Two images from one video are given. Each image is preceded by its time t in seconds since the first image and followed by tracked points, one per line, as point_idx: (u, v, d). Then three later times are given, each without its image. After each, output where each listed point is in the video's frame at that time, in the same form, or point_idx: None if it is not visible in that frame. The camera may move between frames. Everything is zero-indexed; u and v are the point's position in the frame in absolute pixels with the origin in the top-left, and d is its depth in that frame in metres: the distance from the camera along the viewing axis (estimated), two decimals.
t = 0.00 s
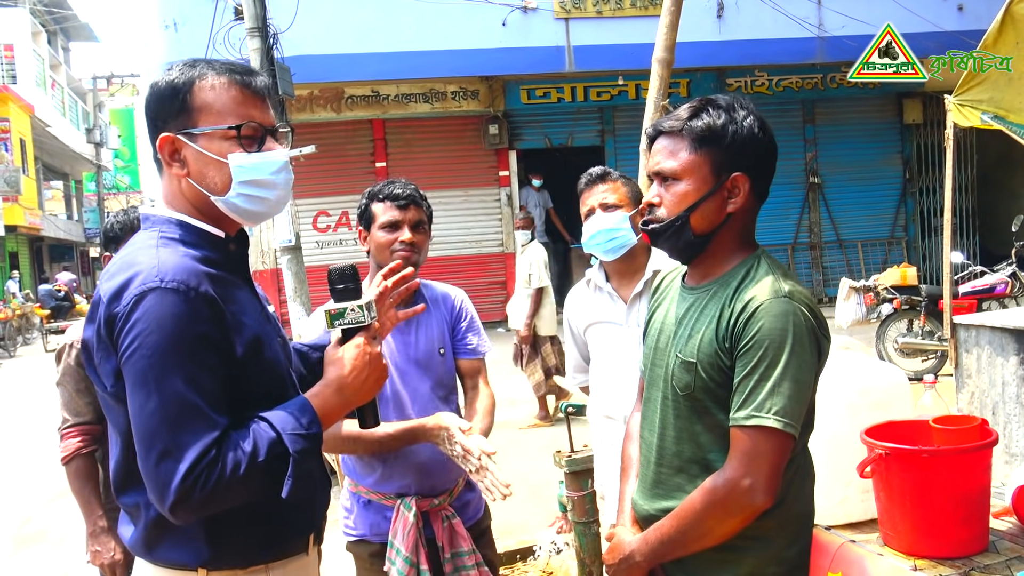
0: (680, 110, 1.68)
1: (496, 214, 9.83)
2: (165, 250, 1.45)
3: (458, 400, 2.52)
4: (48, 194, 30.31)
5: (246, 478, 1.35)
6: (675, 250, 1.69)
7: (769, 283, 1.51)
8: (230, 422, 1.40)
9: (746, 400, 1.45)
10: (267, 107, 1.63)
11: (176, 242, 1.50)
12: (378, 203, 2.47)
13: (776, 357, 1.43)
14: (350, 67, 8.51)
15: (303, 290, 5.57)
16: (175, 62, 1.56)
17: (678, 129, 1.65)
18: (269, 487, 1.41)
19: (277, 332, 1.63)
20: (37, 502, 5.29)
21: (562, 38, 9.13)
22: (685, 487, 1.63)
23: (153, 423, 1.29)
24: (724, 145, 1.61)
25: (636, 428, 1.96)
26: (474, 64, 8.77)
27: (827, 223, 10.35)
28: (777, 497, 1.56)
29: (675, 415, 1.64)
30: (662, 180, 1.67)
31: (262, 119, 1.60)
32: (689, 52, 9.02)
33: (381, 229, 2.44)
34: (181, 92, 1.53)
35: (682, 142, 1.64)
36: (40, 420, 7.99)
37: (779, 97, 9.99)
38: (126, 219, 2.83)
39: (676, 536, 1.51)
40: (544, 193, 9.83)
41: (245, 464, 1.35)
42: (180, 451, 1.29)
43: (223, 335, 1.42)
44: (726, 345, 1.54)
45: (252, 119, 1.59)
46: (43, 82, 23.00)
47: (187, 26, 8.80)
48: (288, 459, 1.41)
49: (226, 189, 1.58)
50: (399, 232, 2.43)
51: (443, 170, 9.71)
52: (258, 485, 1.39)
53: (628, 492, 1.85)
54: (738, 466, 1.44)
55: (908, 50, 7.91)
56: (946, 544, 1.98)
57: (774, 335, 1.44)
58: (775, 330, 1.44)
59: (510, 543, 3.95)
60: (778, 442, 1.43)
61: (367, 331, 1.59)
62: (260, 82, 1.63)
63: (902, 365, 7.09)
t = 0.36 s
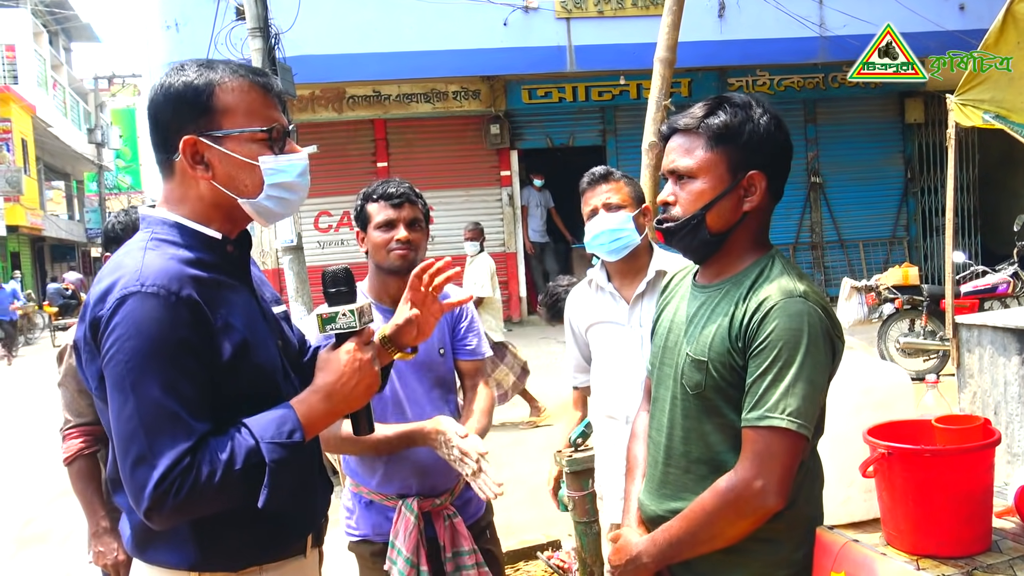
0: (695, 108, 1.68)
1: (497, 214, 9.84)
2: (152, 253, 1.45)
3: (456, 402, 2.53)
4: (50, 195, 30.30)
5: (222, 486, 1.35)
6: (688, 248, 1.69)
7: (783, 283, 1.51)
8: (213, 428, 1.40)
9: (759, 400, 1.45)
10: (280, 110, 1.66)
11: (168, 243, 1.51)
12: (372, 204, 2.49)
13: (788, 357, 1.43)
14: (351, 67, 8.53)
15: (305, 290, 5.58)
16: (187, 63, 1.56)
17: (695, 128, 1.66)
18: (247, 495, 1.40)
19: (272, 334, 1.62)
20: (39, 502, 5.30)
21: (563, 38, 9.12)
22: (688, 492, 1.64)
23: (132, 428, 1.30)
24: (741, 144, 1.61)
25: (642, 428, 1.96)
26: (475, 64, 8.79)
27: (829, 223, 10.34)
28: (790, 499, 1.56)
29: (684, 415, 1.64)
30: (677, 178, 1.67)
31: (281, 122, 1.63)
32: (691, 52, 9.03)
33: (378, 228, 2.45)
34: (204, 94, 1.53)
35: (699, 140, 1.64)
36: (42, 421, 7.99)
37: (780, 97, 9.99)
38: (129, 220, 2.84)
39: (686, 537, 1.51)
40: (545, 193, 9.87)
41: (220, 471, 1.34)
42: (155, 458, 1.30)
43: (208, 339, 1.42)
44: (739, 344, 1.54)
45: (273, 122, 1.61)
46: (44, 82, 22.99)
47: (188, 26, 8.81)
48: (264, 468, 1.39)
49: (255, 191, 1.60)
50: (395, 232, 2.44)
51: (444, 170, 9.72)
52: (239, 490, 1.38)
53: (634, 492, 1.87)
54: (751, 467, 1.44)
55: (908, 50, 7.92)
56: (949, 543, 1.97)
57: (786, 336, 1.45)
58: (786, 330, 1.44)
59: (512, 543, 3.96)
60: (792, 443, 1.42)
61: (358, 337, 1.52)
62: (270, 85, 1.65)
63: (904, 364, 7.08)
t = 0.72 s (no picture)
0: (692, 109, 1.69)
1: (498, 214, 9.84)
2: (172, 250, 1.46)
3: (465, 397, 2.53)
4: (51, 195, 30.29)
5: (240, 483, 1.35)
6: (687, 249, 1.69)
7: (783, 280, 1.52)
8: (231, 425, 1.40)
9: (767, 397, 1.44)
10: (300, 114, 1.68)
11: (186, 241, 1.51)
12: (360, 210, 2.49)
13: (790, 352, 1.43)
14: (353, 66, 8.62)
15: (307, 290, 5.58)
16: (217, 61, 1.55)
17: (692, 129, 1.66)
18: (265, 491, 1.39)
19: (286, 334, 1.63)
20: (41, 502, 5.31)
21: (565, 38, 9.10)
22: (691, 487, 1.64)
23: (152, 424, 1.30)
24: (739, 143, 1.61)
25: (642, 430, 1.97)
26: (476, 64, 8.86)
27: (830, 223, 10.34)
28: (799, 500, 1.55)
29: (684, 414, 1.64)
30: (676, 179, 1.67)
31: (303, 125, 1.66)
32: (692, 52, 9.11)
33: (370, 234, 2.46)
34: (236, 93, 1.53)
35: (696, 140, 1.64)
36: (44, 420, 8.02)
37: (782, 97, 9.99)
38: (131, 220, 2.85)
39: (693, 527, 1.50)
40: (547, 193, 9.89)
41: (238, 469, 1.34)
42: (174, 453, 1.30)
43: (227, 337, 1.43)
44: (740, 342, 1.54)
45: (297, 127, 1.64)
46: (45, 82, 22.99)
47: (190, 26, 8.80)
48: (282, 465, 1.39)
49: (277, 192, 1.62)
50: (386, 236, 2.44)
51: (445, 170, 9.73)
52: (257, 489, 1.38)
53: (630, 490, 1.88)
54: (767, 462, 1.43)
55: (908, 50, 7.93)
56: (951, 542, 1.98)
57: (788, 333, 1.45)
58: (787, 327, 1.45)
59: (514, 543, 3.97)
60: (794, 442, 1.42)
61: (376, 336, 1.53)
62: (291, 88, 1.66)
63: (906, 364, 7.09)
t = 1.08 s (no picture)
0: (688, 110, 1.69)
1: (500, 213, 9.84)
2: (179, 257, 1.46)
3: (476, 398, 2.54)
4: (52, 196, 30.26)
5: (245, 492, 1.36)
6: (681, 245, 1.70)
7: (780, 275, 1.52)
8: (237, 431, 1.41)
9: (785, 382, 1.39)
10: (315, 131, 1.62)
11: (194, 246, 1.52)
12: (367, 212, 2.49)
13: (791, 344, 1.42)
14: (354, 66, 8.63)
15: (309, 289, 5.60)
16: (228, 67, 1.54)
17: (688, 128, 1.66)
18: (270, 499, 1.41)
19: (293, 335, 1.63)
20: (42, 502, 5.32)
21: (566, 37, 9.09)
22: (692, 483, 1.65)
23: (158, 433, 1.31)
24: (732, 143, 1.61)
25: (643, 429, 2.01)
26: (476, 64, 8.87)
27: (832, 222, 10.34)
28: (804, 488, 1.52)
29: (681, 411, 1.65)
30: (672, 177, 1.67)
31: (310, 148, 1.61)
32: (693, 51, 9.10)
33: (379, 236, 2.46)
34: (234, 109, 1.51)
35: (692, 140, 1.64)
36: (46, 421, 8.03)
37: (783, 96, 10.00)
38: (131, 221, 2.86)
39: (704, 487, 1.42)
40: (548, 192, 9.87)
41: (243, 477, 1.35)
42: (180, 463, 1.31)
43: (232, 344, 1.43)
44: (741, 340, 1.53)
45: (300, 151, 1.59)
46: (47, 83, 23.02)
47: (191, 27, 8.81)
48: (287, 474, 1.40)
49: (271, 217, 1.60)
50: (395, 238, 2.45)
51: (447, 170, 9.73)
52: (262, 495, 1.39)
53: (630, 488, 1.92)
54: (784, 442, 1.38)
55: (908, 50, 7.94)
56: (951, 542, 2.00)
57: (789, 324, 1.43)
58: (788, 317, 1.44)
59: (517, 542, 3.98)
60: (812, 425, 1.39)
61: (383, 344, 1.52)
62: (310, 106, 1.61)
63: (908, 363, 7.09)
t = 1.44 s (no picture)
0: (687, 109, 1.67)
1: (501, 213, 9.84)
2: (176, 255, 1.47)
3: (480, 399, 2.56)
4: (53, 196, 30.25)
5: (214, 496, 1.36)
6: (690, 253, 1.67)
7: (776, 275, 1.51)
8: (217, 434, 1.41)
9: (794, 386, 1.40)
10: (332, 146, 1.60)
11: (197, 244, 1.53)
12: (380, 209, 2.51)
13: (793, 345, 1.42)
14: (355, 66, 8.64)
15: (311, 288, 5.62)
16: (259, 73, 1.58)
17: (694, 132, 1.63)
18: (239, 505, 1.41)
19: (294, 338, 1.63)
20: (46, 502, 5.35)
21: (567, 37, 9.09)
22: (691, 479, 1.66)
23: (137, 429, 1.33)
24: (738, 145, 1.62)
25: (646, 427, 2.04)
26: (477, 64, 8.87)
27: (834, 221, 10.33)
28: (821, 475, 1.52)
29: (678, 410, 1.66)
30: (677, 185, 1.64)
31: (322, 160, 1.57)
32: (694, 51, 9.10)
33: (391, 232, 2.47)
34: (251, 110, 1.53)
35: (700, 144, 1.62)
36: (49, 421, 8.06)
37: (784, 95, 10.01)
38: (116, 221, 2.85)
39: (803, 548, 1.37)
40: (549, 191, 9.87)
41: (214, 481, 1.35)
42: (155, 461, 1.32)
43: (225, 345, 1.44)
44: (740, 341, 1.53)
45: (311, 159, 1.56)
46: (48, 83, 23.04)
47: (193, 27, 8.83)
48: (257, 482, 1.40)
49: (265, 217, 1.57)
50: (407, 233, 2.45)
51: (448, 169, 9.73)
52: (235, 499, 1.39)
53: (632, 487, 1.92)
54: (815, 447, 1.38)
55: (908, 49, 7.94)
56: (954, 540, 2.01)
57: (784, 325, 1.43)
58: (783, 318, 1.44)
59: (520, 541, 3.98)
60: (830, 422, 1.39)
61: (374, 359, 1.51)
62: (332, 120, 1.60)
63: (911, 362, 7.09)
